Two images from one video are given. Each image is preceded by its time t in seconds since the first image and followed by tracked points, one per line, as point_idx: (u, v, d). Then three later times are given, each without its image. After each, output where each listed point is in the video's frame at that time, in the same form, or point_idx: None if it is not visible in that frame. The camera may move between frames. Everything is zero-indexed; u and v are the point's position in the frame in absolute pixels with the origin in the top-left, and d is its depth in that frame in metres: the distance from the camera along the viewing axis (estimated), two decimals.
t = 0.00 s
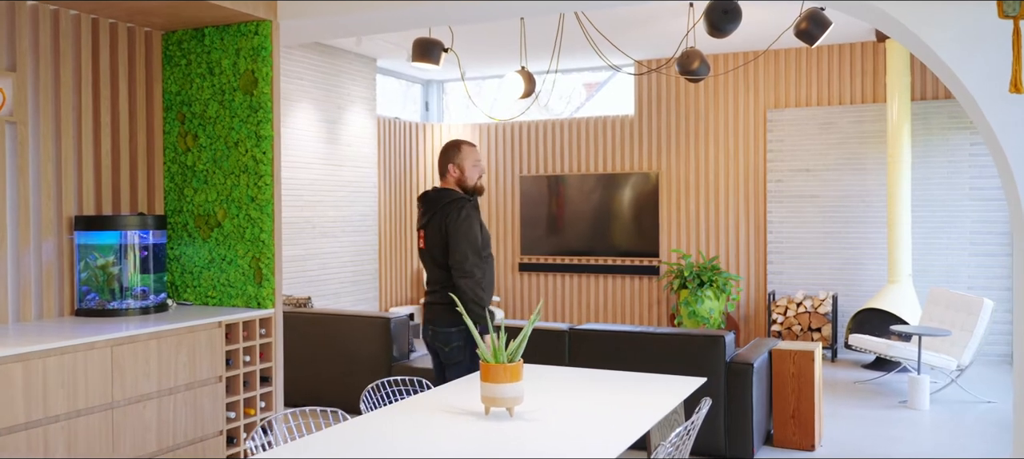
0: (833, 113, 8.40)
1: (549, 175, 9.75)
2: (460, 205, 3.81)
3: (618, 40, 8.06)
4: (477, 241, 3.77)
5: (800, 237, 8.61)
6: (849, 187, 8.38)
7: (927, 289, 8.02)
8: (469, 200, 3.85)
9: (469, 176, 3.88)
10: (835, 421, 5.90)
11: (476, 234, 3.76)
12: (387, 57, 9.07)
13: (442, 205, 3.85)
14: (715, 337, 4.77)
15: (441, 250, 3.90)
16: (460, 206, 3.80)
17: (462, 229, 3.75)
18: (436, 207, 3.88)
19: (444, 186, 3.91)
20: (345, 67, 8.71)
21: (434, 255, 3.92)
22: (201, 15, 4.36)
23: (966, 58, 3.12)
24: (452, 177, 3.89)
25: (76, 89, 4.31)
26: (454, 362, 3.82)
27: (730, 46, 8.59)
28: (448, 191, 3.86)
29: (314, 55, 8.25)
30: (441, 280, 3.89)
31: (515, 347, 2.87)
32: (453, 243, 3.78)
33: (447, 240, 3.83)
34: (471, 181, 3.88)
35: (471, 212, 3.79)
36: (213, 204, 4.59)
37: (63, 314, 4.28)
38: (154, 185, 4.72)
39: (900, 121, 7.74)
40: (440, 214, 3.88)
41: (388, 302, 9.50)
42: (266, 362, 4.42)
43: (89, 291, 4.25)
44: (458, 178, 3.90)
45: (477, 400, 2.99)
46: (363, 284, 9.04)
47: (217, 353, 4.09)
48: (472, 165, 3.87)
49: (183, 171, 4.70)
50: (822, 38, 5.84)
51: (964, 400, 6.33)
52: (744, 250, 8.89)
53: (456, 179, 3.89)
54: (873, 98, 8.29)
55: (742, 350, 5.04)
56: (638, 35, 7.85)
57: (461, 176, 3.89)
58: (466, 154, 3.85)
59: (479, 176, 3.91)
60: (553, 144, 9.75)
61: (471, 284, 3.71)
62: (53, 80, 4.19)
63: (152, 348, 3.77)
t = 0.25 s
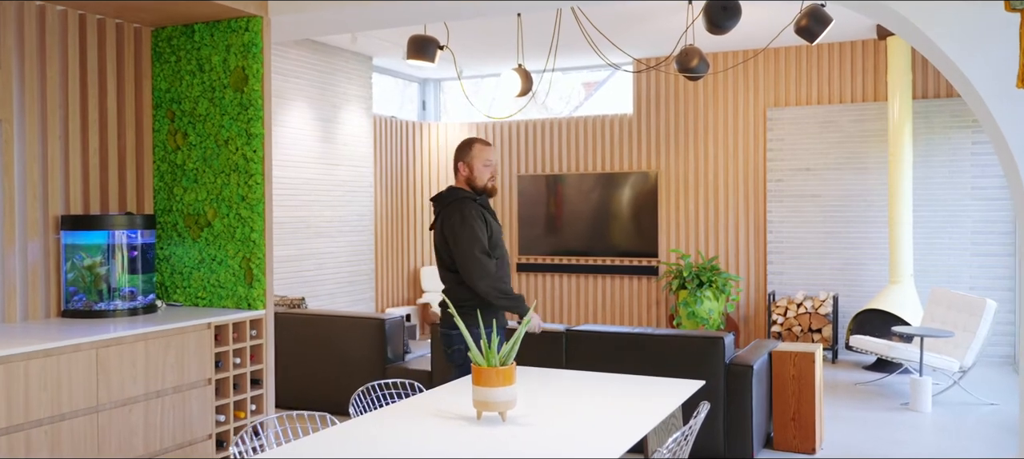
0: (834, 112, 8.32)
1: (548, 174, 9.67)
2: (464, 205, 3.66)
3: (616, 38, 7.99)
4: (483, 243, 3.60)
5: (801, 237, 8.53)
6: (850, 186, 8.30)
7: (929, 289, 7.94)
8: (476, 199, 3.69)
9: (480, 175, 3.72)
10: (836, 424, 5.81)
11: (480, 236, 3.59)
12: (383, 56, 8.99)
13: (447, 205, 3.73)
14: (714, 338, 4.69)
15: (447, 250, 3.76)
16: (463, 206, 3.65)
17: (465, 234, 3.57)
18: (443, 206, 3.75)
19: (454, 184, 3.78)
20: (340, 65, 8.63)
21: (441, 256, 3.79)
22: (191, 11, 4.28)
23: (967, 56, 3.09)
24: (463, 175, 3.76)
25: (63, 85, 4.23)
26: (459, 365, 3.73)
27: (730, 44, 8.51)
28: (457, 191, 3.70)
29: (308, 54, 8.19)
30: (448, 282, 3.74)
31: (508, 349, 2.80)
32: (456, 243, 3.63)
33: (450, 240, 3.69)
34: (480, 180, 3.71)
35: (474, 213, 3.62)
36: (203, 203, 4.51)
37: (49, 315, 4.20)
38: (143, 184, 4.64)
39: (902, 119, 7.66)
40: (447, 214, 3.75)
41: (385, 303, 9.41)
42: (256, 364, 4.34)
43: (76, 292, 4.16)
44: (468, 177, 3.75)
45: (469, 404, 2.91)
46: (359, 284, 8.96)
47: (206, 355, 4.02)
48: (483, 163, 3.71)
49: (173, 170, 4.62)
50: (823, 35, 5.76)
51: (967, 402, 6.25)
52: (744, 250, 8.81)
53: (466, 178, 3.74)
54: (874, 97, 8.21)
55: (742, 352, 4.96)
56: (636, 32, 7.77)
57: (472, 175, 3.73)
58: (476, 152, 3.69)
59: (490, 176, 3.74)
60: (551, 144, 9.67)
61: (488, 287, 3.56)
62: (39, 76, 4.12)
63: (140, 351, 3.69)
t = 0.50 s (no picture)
0: (834, 111, 8.24)
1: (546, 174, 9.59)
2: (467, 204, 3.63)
3: (614, 34, 7.91)
4: (483, 244, 3.56)
5: (800, 237, 8.45)
6: (850, 186, 8.22)
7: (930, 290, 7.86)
8: (485, 199, 3.63)
9: (496, 176, 3.67)
10: (836, 426, 5.74)
11: (479, 236, 3.55)
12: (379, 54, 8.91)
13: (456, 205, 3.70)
14: (712, 340, 4.61)
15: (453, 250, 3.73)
16: (466, 206, 3.61)
17: (463, 234, 3.55)
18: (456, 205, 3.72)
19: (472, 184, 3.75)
20: (336, 63, 8.55)
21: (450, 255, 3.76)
22: (179, 6, 4.20)
23: (968, 55, 3.16)
24: (479, 174, 3.71)
25: (49, 82, 4.15)
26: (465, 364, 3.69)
27: (729, 42, 8.43)
28: (471, 189, 3.66)
29: (304, 51, 8.12)
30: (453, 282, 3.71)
31: (499, 352, 2.72)
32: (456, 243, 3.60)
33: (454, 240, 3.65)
34: (496, 180, 3.66)
35: (475, 213, 3.58)
36: (192, 202, 4.43)
37: (34, 316, 4.12)
38: (132, 184, 4.56)
39: (903, 118, 7.58)
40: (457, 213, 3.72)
41: (381, 303, 9.33)
42: (246, 366, 4.27)
43: (62, 293, 4.08)
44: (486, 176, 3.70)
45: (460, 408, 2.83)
46: (355, 284, 8.88)
47: (194, 357, 3.94)
48: (499, 164, 3.65)
49: (162, 168, 4.54)
50: (823, 33, 5.69)
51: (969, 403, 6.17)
52: (744, 250, 8.73)
53: (482, 177, 3.70)
54: (874, 95, 8.14)
55: (741, 354, 4.88)
56: (634, 29, 7.70)
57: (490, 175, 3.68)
58: (492, 152, 3.64)
59: (507, 176, 3.68)
60: (549, 143, 9.60)
61: (483, 291, 3.51)
62: (23, 72, 4.04)
63: (125, 353, 3.61)
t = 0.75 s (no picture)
0: (833, 109, 8.17)
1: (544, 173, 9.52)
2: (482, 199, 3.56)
3: (611, 32, 7.83)
4: (490, 237, 3.48)
5: (799, 236, 8.37)
6: (850, 185, 8.15)
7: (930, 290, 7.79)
8: (502, 195, 3.56)
9: (517, 172, 3.55)
10: (836, 428, 5.66)
11: (485, 230, 3.47)
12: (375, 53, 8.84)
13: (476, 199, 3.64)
14: (709, 342, 4.54)
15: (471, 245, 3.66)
16: (479, 200, 3.54)
17: (470, 228, 3.49)
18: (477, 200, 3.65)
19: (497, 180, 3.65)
20: (331, 62, 8.47)
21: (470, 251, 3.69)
22: (166, 2, 4.13)
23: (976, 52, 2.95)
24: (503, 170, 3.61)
25: (33, 78, 4.08)
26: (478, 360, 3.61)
27: (727, 40, 8.35)
28: (492, 186, 3.57)
29: (298, 50, 8.03)
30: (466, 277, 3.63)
31: (489, 354, 2.64)
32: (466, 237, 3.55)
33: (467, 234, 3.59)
34: (516, 176, 3.55)
35: (485, 207, 3.50)
36: (181, 201, 4.36)
37: (18, 318, 4.04)
38: (119, 183, 4.48)
39: (903, 117, 7.51)
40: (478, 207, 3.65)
41: (377, 304, 9.26)
42: (235, 368, 4.21)
43: (46, 294, 4.00)
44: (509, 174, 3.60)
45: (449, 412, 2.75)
46: (350, 285, 8.80)
47: (180, 360, 3.87)
48: (519, 159, 3.53)
49: (150, 167, 4.47)
50: (823, 30, 5.61)
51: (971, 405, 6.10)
52: (742, 250, 8.65)
53: (505, 173, 3.60)
54: (874, 94, 8.06)
55: (739, 355, 4.80)
56: (631, 27, 7.63)
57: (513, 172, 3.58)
58: (513, 148, 3.54)
59: (528, 172, 3.54)
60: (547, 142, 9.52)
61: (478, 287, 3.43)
62: (6, 69, 3.96)
63: (109, 355, 3.54)
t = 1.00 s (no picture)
0: (831, 108, 8.10)
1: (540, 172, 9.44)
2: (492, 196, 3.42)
3: (606, 30, 7.77)
4: (496, 236, 3.33)
5: (797, 236, 8.31)
6: (848, 184, 8.08)
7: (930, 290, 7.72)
8: (512, 192, 3.42)
9: (529, 169, 3.38)
10: (834, 430, 5.59)
11: (491, 227, 3.34)
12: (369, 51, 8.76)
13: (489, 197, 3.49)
14: (705, 342, 4.47)
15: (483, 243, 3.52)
16: (489, 197, 3.40)
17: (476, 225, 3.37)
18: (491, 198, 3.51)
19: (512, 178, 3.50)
20: (324, 61, 8.40)
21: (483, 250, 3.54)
22: None
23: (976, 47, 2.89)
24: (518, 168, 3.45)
25: (16, 76, 4.01)
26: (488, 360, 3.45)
27: (724, 38, 8.29)
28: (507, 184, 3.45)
29: (290, 48, 7.95)
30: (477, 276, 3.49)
31: (476, 357, 2.57)
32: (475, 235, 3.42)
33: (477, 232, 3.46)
34: (528, 173, 3.38)
35: (492, 204, 3.37)
36: (167, 201, 4.28)
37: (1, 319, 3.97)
38: (105, 183, 4.41)
39: (901, 116, 7.44)
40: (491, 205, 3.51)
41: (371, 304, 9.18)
42: (222, 370, 4.13)
43: (30, 295, 3.92)
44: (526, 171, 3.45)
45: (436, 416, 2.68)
46: (344, 285, 8.73)
47: (165, 361, 3.80)
48: (532, 156, 3.37)
49: (136, 166, 4.39)
50: (820, 27, 5.55)
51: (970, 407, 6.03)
52: (740, 250, 8.59)
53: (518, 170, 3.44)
54: (872, 93, 8.00)
55: (735, 356, 4.73)
56: (627, 25, 7.56)
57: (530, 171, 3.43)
58: (525, 144, 3.37)
59: (541, 170, 3.37)
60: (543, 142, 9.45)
61: (480, 285, 3.28)
62: None
63: (91, 357, 3.46)
